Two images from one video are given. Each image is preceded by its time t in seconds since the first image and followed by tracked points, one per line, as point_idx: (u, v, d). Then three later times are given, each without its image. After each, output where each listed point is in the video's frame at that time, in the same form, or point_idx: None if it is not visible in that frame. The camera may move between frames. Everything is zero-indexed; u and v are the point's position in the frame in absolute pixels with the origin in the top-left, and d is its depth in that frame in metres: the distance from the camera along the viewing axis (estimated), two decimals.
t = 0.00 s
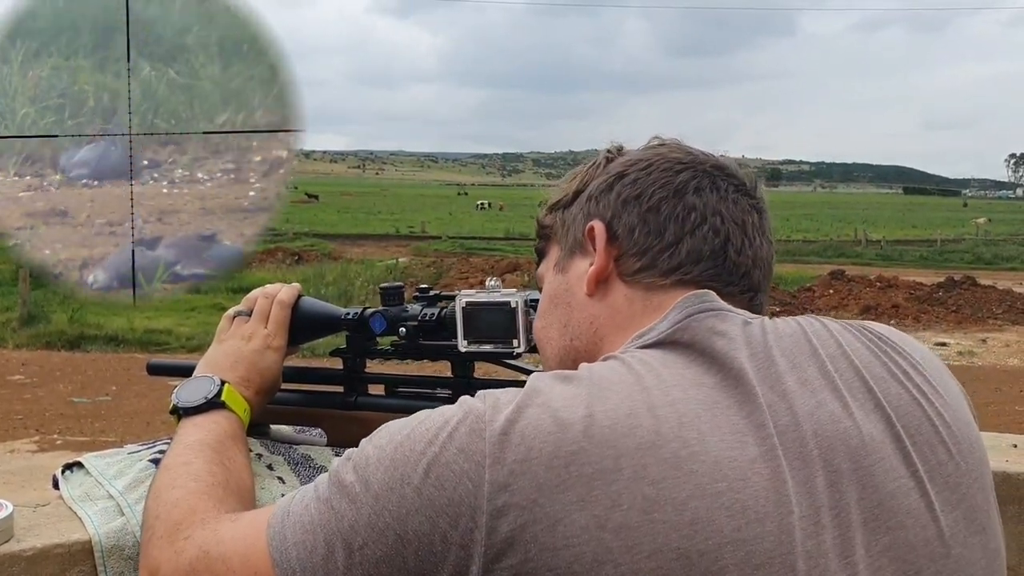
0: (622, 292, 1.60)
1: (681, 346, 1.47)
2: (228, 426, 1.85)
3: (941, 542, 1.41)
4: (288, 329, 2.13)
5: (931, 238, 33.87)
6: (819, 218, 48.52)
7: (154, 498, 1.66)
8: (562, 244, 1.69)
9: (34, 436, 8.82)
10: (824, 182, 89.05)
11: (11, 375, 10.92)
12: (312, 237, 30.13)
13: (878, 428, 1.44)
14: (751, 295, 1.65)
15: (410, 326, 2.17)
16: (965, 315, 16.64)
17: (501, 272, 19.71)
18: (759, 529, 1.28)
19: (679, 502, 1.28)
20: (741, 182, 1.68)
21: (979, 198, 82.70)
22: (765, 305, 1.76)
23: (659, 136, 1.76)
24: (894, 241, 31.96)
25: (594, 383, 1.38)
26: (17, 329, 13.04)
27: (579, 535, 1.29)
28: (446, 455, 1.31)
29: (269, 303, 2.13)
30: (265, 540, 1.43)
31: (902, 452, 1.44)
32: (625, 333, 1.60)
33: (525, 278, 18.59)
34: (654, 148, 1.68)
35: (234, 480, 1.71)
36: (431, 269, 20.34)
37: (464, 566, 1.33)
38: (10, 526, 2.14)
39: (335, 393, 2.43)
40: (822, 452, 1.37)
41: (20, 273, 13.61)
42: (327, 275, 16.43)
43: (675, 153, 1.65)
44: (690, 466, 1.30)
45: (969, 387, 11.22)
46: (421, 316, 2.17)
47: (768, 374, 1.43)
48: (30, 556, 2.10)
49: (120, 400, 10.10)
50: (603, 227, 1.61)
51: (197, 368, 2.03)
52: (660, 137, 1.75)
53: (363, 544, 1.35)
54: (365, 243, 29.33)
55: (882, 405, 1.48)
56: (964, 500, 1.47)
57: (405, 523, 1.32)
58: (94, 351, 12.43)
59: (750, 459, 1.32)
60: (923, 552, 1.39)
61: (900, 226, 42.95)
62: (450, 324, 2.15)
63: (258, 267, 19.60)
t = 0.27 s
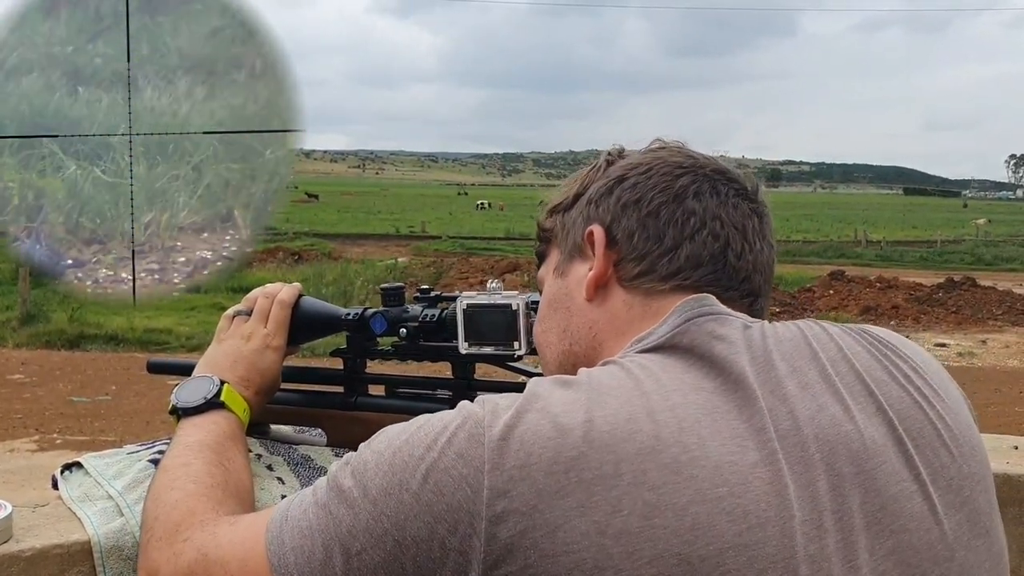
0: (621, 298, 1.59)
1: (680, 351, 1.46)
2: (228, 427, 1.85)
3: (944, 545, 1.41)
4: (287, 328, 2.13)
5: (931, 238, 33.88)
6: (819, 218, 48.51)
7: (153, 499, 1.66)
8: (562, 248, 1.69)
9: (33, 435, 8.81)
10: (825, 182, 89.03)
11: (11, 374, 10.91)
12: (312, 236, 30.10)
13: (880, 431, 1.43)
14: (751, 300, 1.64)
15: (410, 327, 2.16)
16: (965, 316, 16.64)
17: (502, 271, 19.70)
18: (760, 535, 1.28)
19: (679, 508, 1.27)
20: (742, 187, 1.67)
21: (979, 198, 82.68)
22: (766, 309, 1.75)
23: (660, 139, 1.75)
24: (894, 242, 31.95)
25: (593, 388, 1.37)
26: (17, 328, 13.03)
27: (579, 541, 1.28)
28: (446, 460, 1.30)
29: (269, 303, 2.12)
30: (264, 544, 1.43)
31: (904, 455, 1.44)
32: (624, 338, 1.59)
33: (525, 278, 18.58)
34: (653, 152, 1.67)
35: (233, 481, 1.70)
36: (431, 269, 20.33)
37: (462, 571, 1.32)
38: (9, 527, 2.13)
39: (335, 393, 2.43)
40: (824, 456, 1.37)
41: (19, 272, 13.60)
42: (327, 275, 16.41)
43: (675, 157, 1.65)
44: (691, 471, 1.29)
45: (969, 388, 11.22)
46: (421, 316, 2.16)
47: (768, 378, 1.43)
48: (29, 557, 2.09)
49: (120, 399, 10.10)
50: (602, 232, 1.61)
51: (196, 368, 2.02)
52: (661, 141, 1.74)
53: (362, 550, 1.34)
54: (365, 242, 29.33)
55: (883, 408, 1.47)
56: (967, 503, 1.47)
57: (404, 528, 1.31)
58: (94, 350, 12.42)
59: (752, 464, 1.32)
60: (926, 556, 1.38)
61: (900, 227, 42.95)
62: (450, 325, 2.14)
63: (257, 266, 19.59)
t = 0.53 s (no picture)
0: (626, 302, 1.59)
1: (683, 354, 1.46)
2: (230, 428, 1.85)
3: (948, 546, 1.41)
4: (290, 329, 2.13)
5: (931, 238, 33.88)
6: (819, 218, 48.53)
7: (156, 500, 1.66)
8: (567, 252, 1.69)
9: (33, 435, 8.81)
10: (824, 182, 89.04)
11: (11, 374, 10.90)
12: (312, 236, 30.09)
13: (882, 433, 1.44)
14: (755, 305, 1.64)
15: (413, 328, 2.17)
16: (964, 316, 16.65)
17: (502, 271, 19.69)
18: (764, 536, 1.28)
19: (682, 509, 1.27)
20: (747, 193, 1.67)
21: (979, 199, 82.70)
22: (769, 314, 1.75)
23: (666, 144, 1.76)
24: (894, 242, 31.95)
25: (596, 391, 1.37)
26: (17, 328, 13.02)
27: (583, 543, 1.28)
28: (448, 463, 1.31)
29: (271, 303, 2.12)
30: (266, 547, 1.43)
31: (906, 457, 1.44)
32: (628, 341, 1.60)
33: (525, 279, 18.58)
34: (659, 157, 1.67)
35: (234, 482, 1.70)
36: (431, 269, 20.33)
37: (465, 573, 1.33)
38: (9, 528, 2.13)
39: (336, 393, 2.43)
40: (827, 458, 1.37)
41: (19, 272, 13.59)
42: (326, 275, 16.41)
43: (681, 162, 1.65)
44: (694, 472, 1.29)
45: (969, 388, 11.22)
46: (424, 318, 2.17)
47: (770, 381, 1.43)
48: (29, 559, 2.09)
49: (120, 399, 10.10)
50: (609, 235, 1.61)
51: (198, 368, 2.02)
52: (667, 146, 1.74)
53: (364, 553, 1.34)
54: (365, 242, 29.33)
55: (885, 410, 1.47)
56: (969, 505, 1.47)
57: (406, 531, 1.31)
58: (93, 350, 12.42)
59: (755, 465, 1.32)
60: (930, 557, 1.38)
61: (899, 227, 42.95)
62: (452, 326, 2.15)
63: (257, 266, 19.57)
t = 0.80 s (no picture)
0: (629, 298, 1.59)
1: (684, 353, 1.46)
2: (229, 426, 1.85)
3: (947, 544, 1.40)
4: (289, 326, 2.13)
5: (931, 238, 33.86)
6: (818, 218, 48.55)
7: (155, 499, 1.65)
8: (570, 250, 1.69)
9: (33, 434, 8.80)
10: (824, 181, 89.06)
11: (10, 374, 10.89)
12: (312, 236, 30.05)
13: (882, 431, 1.43)
14: (758, 305, 1.64)
15: (412, 327, 2.16)
16: (964, 315, 16.64)
17: (501, 271, 19.68)
18: (763, 531, 1.27)
19: (682, 505, 1.27)
20: (752, 192, 1.66)
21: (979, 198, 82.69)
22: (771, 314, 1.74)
23: (671, 146, 1.76)
24: (894, 241, 31.93)
25: (594, 389, 1.37)
26: (16, 327, 13.00)
27: (582, 539, 1.28)
28: (445, 463, 1.30)
29: (271, 301, 2.12)
30: (265, 547, 1.42)
31: (906, 455, 1.43)
32: (630, 338, 1.59)
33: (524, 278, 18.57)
34: (665, 157, 1.67)
35: (234, 482, 1.70)
36: (430, 268, 20.31)
37: (464, 571, 1.32)
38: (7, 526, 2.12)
39: (334, 391, 2.42)
40: (827, 455, 1.36)
41: (19, 271, 13.57)
42: (326, 274, 16.39)
43: (685, 162, 1.65)
44: (694, 469, 1.29)
45: (969, 387, 11.20)
46: (424, 316, 2.17)
47: (770, 380, 1.43)
48: (27, 557, 2.08)
49: (120, 398, 10.09)
50: (612, 233, 1.60)
51: (198, 365, 2.01)
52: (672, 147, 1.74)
53: (363, 553, 1.34)
54: (365, 241, 29.30)
55: (885, 408, 1.47)
56: (969, 503, 1.46)
57: (405, 530, 1.31)
58: (93, 349, 12.40)
59: (754, 461, 1.31)
60: (929, 554, 1.38)
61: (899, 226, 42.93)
62: (452, 325, 2.14)
63: (256, 266, 19.55)
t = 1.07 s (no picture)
0: (634, 288, 1.58)
1: (686, 349, 1.45)
2: (228, 424, 1.84)
3: (946, 542, 1.40)
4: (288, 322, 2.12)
5: (931, 237, 33.86)
6: (818, 217, 48.55)
7: (153, 497, 1.64)
8: (575, 246, 1.69)
9: (31, 434, 8.79)
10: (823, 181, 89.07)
11: (9, 373, 10.87)
12: (311, 235, 30.02)
13: (882, 430, 1.43)
14: (764, 292, 1.62)
15: (410, 325, 2.15)
16: (964, 315, 16.62)
17: (501, 270, 19.66)
18: (762, 528, 1.27)
19: (681, 502, 1.26)
20: (756, 178, 1.65)
21: (978, 197, 82.71)
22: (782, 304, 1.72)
23: (673, 137, 1.76)
24: (893, 241, 31.92)
25: (593, 386, 1.36)
26: (15, 327, 12.97)
27: (579, 535, 1.27)
28: (442, 459, 1.30)
29: (268, 299, 2.12)
30: (262, 544, 1.42)
31: (906, 454, 1.43)
32: (633, 331, 1.58)
33: (523, 278, 18.56)
34: (666, 146, 1.67)
35: (232, 480, 1.69)
36: (430, 268, 20.29)
37: (461, 568, 1.31)
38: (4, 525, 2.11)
39: (331, 389, 2.41)
40: (827, 454, 1.36)
41: (18, 271, 13.54)
42: (325, 274, 16.38)
43: (687, 150, 1.65)
44: (692, 467, 1.28)
45: (969, 387, 11.19)
46: (422, 314, 2.16)
47: (770, 378, 1.42)
48: (23, 555, 2.07)
49: (119, 398, 10.08)
50: (616, 223, 1.60)
51: (196, 363, 2.01)
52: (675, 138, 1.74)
53: (360, 548, 1.33)
54: (364, 241, 29.28)
55: (884, 407, 1.47)
56: (967, 502, 1.46)
57: (402, 526, 1.31)
58: (92, 349, 12.38)
59: (754, 458, 1.31)
60: (929, 552, 1.37)
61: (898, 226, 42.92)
62: (450, 323, 2.13)
63: (255, 266, 19.53)
